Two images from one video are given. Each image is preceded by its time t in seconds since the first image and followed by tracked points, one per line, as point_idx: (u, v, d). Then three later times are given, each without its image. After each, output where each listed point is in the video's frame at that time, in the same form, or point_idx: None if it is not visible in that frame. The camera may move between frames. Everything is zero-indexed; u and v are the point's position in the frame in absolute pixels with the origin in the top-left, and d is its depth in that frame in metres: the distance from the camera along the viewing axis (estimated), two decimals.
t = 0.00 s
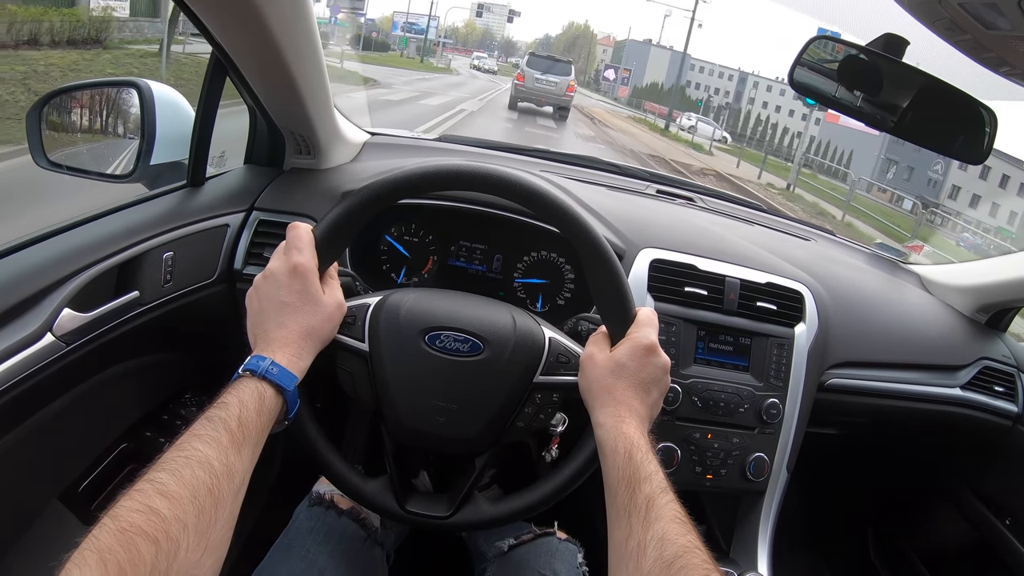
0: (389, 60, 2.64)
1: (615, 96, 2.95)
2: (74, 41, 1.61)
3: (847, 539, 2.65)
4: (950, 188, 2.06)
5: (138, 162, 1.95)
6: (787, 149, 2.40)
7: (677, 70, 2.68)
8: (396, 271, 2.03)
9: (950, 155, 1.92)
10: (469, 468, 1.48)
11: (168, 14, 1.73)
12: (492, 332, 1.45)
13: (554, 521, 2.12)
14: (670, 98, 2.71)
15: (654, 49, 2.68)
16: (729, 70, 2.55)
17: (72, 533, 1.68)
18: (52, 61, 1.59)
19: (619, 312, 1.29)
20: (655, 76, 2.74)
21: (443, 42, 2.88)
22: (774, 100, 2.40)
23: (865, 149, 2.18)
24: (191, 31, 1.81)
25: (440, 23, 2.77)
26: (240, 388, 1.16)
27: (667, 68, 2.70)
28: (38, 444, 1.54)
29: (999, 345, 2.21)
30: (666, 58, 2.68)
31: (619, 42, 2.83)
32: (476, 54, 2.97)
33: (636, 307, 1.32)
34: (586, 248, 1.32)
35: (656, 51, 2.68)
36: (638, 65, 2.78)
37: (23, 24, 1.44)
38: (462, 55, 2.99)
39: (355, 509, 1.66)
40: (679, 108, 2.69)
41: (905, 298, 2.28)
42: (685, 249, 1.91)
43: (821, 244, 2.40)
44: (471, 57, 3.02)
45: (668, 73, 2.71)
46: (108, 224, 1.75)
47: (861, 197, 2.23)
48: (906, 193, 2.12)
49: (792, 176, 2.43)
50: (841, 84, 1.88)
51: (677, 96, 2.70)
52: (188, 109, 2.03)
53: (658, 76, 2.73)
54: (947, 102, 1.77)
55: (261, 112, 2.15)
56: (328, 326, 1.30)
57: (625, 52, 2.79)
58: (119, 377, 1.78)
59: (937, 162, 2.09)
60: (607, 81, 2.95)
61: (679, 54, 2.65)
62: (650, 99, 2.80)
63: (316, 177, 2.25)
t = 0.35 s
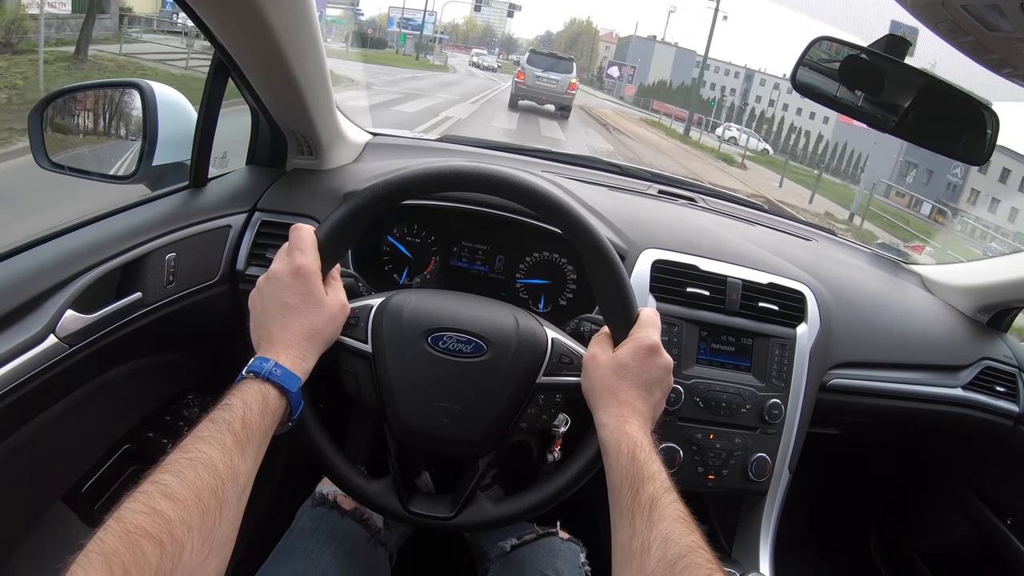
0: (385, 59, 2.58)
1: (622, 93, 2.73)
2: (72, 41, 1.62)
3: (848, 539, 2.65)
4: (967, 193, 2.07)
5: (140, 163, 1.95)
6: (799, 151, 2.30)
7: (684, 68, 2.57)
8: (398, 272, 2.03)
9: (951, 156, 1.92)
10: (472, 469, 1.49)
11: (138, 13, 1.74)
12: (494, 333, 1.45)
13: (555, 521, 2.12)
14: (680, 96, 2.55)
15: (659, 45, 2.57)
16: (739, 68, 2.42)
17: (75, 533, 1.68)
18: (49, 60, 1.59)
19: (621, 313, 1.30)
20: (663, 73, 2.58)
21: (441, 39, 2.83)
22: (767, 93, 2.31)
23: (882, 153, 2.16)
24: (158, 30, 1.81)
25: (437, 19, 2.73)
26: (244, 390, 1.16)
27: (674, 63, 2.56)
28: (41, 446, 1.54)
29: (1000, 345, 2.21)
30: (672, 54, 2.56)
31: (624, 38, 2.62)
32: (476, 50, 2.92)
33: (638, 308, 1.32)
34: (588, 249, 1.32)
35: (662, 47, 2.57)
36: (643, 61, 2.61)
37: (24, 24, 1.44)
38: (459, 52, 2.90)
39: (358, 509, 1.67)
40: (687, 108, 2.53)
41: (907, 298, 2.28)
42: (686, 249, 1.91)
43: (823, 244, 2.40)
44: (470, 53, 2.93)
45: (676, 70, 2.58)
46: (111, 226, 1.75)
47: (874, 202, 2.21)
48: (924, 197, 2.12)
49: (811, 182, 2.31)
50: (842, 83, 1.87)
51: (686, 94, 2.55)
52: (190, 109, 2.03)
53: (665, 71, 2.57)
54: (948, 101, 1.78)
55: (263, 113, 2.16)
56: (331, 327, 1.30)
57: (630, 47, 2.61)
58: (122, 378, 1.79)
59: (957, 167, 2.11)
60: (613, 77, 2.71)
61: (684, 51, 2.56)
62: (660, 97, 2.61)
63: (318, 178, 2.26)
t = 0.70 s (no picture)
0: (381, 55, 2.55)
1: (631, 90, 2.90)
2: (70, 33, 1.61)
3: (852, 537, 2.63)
4: (988, 197, 2.04)
5: (138, 160, 1.93)
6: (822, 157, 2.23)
7: (688, 63, 2.67)
8: (398, 268, 2.01)
9: (959, 151, 1.89)
10: (474, 467, 1.47)
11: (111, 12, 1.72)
12: (496, 328, 1.44)
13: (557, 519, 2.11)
14: (689, 95, 2.65)
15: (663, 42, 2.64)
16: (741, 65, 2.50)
17: (73, 533, 1.67)
18: (43, 54, 1.57)
19: (624, 308, 1.28)
20: (666, 71, 2.69)
21: (440, 35, 2.79)
22: (786, 95, 2.25)
23: (902, 155, 2.12)
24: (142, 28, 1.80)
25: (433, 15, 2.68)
26: (241, 387, 1.15)
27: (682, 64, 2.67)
28: (38, 443, 1.52)
29: (1005, 341, 2.20)
30: (675, 52, 2.65)
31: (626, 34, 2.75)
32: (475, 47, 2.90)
33: (642, 304, 1.30)
34: (591, 243, 1.31)
35: (665, 43, 2.64)
36: (647, 58, 2.71)
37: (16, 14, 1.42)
38: (456, 50, 2.89)
39: (358, 508, 1.65)
40: (701, 108, 2.62)
41: (912, 294, 2.26)
42: (689, 244, 1.89)
43: (826, 240, 2.38)
44: (468, 51, 2.93)
45: (680, 67, 2.68)
46: (108, 222, 1.73)
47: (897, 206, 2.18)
48: (944, 203, 2.11)
49: (835, 189, 2.27)
50: (844, 78, 1.87)
51: (696, 93, 2.64)
52: (188, 104, 2.02)
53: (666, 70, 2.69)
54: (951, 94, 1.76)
55: (262, 108, 2.13)
56: (330, 324, 1.29)
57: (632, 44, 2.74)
58: (120, 376, 1.77)
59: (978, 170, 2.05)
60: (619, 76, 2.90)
61: (689, 47, 2.65)
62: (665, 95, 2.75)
63: (318, 173, 2.24)
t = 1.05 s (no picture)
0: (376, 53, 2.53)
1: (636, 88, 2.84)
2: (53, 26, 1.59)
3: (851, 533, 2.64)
4: (1007, 203, 1.91)
5: (137, 155, 1.94)
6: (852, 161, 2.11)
7: (693, 60, 2.58)
8: (397, 263, 2.01)
9: (957, 146, 1.90)
10: (471, 461, 1.47)
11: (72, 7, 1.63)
12: (493, 323, 1.44)
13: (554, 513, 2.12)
14: (698, 94, 2.56)
15: (665, 39, 2.60)
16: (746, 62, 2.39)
17: (73, 528, 1.67)
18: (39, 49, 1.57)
19: (620, 303, 1.28)
20: (668, 69, 2.64)
21: (437, 32, 2.80)
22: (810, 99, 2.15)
23: (920, 158, 2.07)
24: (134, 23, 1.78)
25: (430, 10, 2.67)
26: (239, 382, 1.15)
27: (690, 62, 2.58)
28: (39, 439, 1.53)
29: (1004, 337, 2.19)
30: (678, 48, 2.59)
31: (628, 32, 2.75)
32: (473, 43, 2.92)
33: (639, 299, 1.31)
34: (587, 238, 1.31)
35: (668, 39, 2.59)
36: (650, 55, 2.67)
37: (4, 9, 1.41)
38: (455, 48, 2.88)
39: (357, 501, 1.66)
40: (715, 109, 2.51)
41: (911, 289, 2.26)
42: (687, 240, 1.89)
43: (825, 235, 2.38)
44: (464, 48, 2.95)
45: (685, 64, 2.59)
46: (108, 219, 1.74)
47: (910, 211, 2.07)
48: (963, 209, 1.98)
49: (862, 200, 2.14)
50: (845, 73, 1.86)
51: (707, 91, 2.52)
52: (188, 101, 2.03)
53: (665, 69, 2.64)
54: (951, 90, 1.76)
55: (261, 104, 2.14)
56: (328, 318, 1.29)
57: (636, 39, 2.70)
58: (120, 372, 1.78)
59: (998, 174, 1.95)
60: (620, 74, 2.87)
61: (692, 43, 2.58)
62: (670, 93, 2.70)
63: (316, 168, 2.24)
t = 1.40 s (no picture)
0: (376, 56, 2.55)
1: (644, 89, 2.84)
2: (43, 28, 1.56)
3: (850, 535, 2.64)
4: None
5: (137, 159, 1.93)
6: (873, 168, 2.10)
7: (694, 59, 2.65)
8: (398, 267, 2.01)
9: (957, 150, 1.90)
10: (473, 465, 1.48)
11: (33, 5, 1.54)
12: (494, 328, 1.44)
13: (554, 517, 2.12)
14: (707, 95, 2.59)
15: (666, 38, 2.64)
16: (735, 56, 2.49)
17: (74, 532, 1.68)
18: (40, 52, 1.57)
19: (621, 307, 1.29)
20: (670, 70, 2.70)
21: (432, 28, 2.88)
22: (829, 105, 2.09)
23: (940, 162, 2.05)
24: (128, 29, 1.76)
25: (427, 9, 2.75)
26: (241, 387, 1.15)
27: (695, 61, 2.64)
28: (41, 443, 1.53)
29: (1002, 340, 2.21)
30: (682, 46, 2.64)
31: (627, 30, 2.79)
32: (468, 43, 3.12)
33: (640, 301, 1.31)
34: (587, 242, 1.31)
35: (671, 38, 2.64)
36: (653, 53, 2.72)
37: None
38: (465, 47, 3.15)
39: (358, 507, 1.65)
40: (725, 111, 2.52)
41: (910, 293, 2.27)
42: (687, 243, 1.89)
43: (824, 238, 2.39)
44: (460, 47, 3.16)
45: (687, 61, 2.66)
46: (109, 223, 1.74)
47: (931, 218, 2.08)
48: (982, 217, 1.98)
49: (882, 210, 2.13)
50: (842, 77, 1.87)
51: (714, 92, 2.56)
52: (188, 105, 2.03)
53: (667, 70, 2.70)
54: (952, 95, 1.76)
55: (261, 108, 2.14)
56: (330, 324, 1.29)
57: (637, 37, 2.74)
58: (121, 375, 1.78)
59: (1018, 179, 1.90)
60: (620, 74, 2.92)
61: (694, 42, 2.64)
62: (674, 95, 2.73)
63: (317, 172, 2.24)
